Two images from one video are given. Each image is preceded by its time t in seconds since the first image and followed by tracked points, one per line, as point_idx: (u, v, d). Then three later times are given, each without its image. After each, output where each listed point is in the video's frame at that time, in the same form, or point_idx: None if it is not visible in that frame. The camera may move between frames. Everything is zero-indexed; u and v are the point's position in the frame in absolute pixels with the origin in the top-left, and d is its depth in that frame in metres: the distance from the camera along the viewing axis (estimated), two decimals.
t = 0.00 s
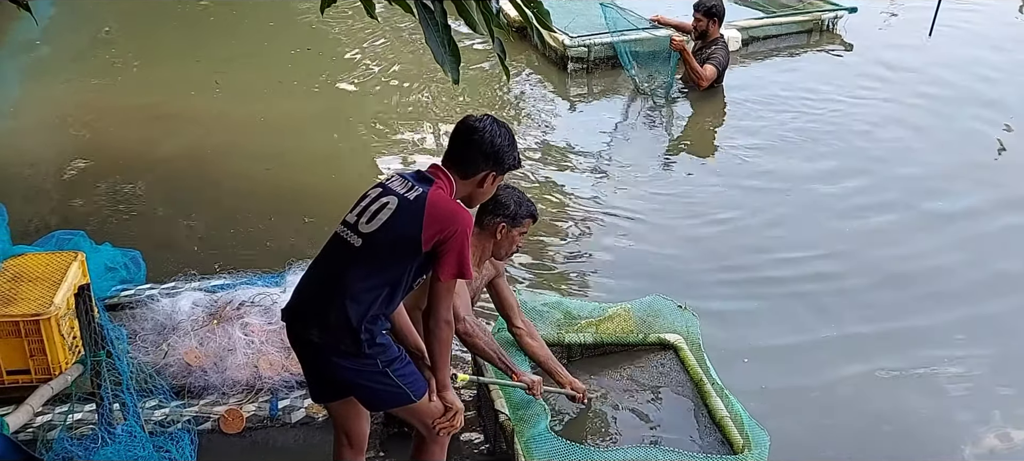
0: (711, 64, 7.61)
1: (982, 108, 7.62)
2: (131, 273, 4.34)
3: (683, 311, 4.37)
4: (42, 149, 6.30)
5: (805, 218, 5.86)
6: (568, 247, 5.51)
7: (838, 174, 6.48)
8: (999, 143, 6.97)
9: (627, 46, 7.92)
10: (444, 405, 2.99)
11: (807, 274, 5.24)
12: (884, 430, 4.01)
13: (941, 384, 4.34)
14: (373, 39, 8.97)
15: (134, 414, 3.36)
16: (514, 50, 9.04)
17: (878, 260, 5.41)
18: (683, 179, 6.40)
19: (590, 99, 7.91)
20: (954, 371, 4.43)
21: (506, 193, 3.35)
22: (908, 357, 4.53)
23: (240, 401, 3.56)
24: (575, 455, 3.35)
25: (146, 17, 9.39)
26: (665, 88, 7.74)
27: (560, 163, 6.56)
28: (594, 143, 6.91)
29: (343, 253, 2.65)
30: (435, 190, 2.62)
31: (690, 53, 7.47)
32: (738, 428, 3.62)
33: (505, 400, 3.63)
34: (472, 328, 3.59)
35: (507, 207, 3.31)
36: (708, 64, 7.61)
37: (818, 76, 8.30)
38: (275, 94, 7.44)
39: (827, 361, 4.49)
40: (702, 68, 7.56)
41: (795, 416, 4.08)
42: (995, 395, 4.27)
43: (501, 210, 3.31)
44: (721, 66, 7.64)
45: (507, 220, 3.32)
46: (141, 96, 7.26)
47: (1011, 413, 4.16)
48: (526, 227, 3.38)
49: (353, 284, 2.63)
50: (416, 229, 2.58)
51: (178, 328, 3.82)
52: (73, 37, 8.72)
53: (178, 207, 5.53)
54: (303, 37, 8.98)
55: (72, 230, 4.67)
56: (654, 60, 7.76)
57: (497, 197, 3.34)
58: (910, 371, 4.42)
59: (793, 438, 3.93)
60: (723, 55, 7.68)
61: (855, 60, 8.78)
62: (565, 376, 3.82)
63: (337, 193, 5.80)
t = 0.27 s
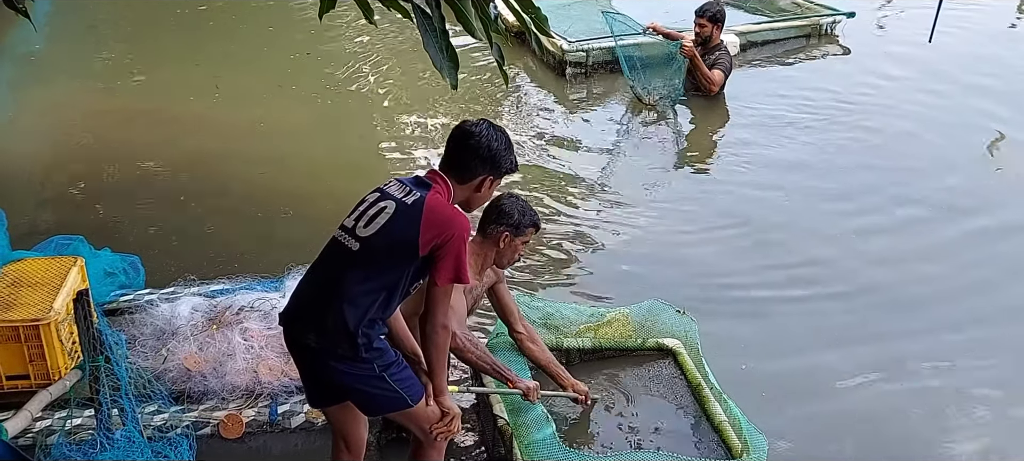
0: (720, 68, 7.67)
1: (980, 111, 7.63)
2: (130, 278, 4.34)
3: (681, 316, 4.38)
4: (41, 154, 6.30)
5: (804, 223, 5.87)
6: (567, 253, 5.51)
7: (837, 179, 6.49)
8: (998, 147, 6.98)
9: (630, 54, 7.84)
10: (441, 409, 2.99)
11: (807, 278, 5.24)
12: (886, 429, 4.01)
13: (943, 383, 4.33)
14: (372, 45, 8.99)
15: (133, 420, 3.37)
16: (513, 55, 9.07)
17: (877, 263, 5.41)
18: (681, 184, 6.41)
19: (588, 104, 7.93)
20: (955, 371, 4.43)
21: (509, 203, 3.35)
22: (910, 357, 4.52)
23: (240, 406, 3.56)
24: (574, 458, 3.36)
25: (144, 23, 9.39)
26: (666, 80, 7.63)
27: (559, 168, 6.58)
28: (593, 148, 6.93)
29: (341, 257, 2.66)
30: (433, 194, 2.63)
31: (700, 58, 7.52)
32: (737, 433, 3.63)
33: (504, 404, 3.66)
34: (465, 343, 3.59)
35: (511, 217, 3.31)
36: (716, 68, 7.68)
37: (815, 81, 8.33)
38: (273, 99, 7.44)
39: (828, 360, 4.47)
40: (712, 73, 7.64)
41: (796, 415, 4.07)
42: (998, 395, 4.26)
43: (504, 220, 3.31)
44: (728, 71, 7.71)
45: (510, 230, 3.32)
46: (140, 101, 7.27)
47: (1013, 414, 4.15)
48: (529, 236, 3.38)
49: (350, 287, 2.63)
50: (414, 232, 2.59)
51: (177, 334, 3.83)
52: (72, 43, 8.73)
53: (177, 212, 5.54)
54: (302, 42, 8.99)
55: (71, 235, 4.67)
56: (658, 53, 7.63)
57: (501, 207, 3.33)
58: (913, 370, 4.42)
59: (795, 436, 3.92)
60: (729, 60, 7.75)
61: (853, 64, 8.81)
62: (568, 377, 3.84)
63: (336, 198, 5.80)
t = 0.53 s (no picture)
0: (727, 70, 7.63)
1: (981, 112, 7.64)
2: (131, 278, 4.35)
3: (681, 318, 4.38)
4: (42, 155, 6.31)
5: (805, 224, 5.86)
6: (567, 254, 5.51)
7: (837, 180, 6.49)
8: (999, 147, 6.97)
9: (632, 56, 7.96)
10: (440, 409, 3.00)
11: (807, 279, 5.24)
12: (883, 438, 4.02)
13: (939, 392, 4.35)
14: (372, 45, 8.99)
15: (133, 421, 3.37)
16: (513, 56, 9.07)
17: (877, 265, 5.41)
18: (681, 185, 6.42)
19: (589, 105, 7.94)
20: (952, 379, 4.44)
21: (511, 202, 3.36)
22: (907, 364, 4.54)
23: (241, 406, 3.56)
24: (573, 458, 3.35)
25: (145, 23, 9.39)
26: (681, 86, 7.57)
27: (559, 169, 6.58)
28: (593, 149, 6.93)
29: (338, 258, 2.65)
30: (428, 193, 2.63)
31: (707, 61, 7.45)
32: (737, 434, 3.62)
33: (503, 404, 3.64)
34: (458, 336, 3.57)
35: (514, 216, 3.33)
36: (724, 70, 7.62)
37: (815, 81, 8.34)
38: (274, 100, 7.44)
39: (825, 367, 4.49)
40: (719, 74, 7.57)
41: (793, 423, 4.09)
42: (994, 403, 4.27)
43: (507, 220, 3.33)
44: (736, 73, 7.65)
45: (512, 230, 3.34)
46: (141, 102, 7.27)
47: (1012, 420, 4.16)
48: (531, 237, 3.40)
49: (348, 288, 2.63)
50: (410, 232, 2.59)
51: (178, 334, 3.83)
52: (72, 42, 8.74)
53: (178, 212, 5.55)
54: (302, 43, 8.99)
55: (72, 237, 4.68)
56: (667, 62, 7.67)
57: (502, 207, 3.35)
58: (909, 378, 4.44)
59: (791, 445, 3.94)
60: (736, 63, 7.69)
61: (854, 65, 8.81)
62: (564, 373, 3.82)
63: (336, 199, 5.80)
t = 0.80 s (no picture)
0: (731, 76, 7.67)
1: (979, 116, 7.64)
2: (130, 283, 4.35)
3: (680, 322, 4.38)
4: (41, 159, 6.31)
5: (804, 229, 5.87)
6: (566, 259, 5.51)
7: (836, 185, 6.49)
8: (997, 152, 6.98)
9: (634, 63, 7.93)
10: (436, 416, 2.99)
11: (805, 283, 5.24)
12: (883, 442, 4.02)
13: (938, 397, 4.35)
14: (372, 50, 9.00)
15: (132, 426, 3.36)
16: (513, 62, 9.08)
17: (875, 269, 5.41)
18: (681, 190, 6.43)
19: (588, 110, 7.95)
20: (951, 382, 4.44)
21: (515, 210, 3.38)
22: (906, 369, 4.54)
23: (240, 411, 3.56)
24: None
25: (145, 27, 9.40)
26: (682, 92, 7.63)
27: (559, 174, 6.59)
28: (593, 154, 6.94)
29: (333, 264, 2.66)
30: (423, 199, 2.63)
31: (712, 68, 7.49)
32: (735, 439, 3.62)
33: (502, 410, 3.64)
34: (450, 344, 3.55)
35: (519, 223, 3.34)
36: (728, 76, 7.66)
37: (814, 87, 8.35)
38: (273, 105, 7.45)
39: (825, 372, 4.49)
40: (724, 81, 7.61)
41: (790, 426, 4.10)
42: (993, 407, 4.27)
43: (512, 227, 3.35)
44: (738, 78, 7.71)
45: (518, 237, 3.37)
46: (141, 106, 7.27)
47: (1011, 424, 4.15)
48: (535, 244, 3.43)
49: (343, 295, 2.64)
50: (404, 239, 2.59)
51: (177, 339, 3.82)
52: (72, 46, 8.74)
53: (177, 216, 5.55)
54: (302, 48, 9.00)
55: (71, 241, 4.67)
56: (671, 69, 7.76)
57: (508, 214, 3.36)
58: (908, 383, 4.43)
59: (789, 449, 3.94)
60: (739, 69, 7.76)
61: (852, 71, 8.83)
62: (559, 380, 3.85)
63: (335, 204, 5.80)
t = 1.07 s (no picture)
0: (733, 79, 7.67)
1: (983, 116, 7.62)
2: (133, 284, 4.34)
3: (682, 324, 4.38)
4: (43, 161, 6.31)
5: (806, 230, 5.85)
6: (568, 261, 5.50)
7: (839, 185, 6.47)
8: (1001, 150, 6.95)
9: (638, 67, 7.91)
10: (436, 418, 2.99)
11: (808, 283, 5.22)
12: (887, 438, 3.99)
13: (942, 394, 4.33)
14: (374, 53, 9.00)
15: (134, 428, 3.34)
16: (514, 64, 9.08)
17: (879, 268, 5.39)
18: (683, 191, 6.42)
19: (590, 112, 7.95)
20: (956, 379, 4.41)
21: (519, 212, 3.37)
22: (909, 366, 4.52)
23: (245, 412, 3.55)
24: None
25: (148, 30, 9.41)
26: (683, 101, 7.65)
27: (561, 175, 6.59)
28: (595, 156, 6.94)
29: (332, 266, 2.66)
30: (423, 202, 2.63)
31: (717, 72, 7.47)
32: (739, 441, 3.62)
33: (505, 412, 3.63)
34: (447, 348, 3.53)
35: (523, 225, 3.33)
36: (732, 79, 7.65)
37: (816, 88, 8.34)
38: (276, 107, 7.45)
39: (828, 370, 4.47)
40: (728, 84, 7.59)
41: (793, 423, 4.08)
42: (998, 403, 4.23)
43: (517, 228, 3.33)
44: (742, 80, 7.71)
45: (522, 239, 3.34)
46: (143, 108, 7.28)
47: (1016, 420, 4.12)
48: (540, 247, 3.39)
49: (342, 297, 2.63)
50: (403, 242, 2.58)
51: (181, 340, 3.82)
52: (75, 49, 8.76)
53: (180, 218, 5.55)
54: (304, 50, 9.00)
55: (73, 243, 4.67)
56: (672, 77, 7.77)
57: (512, 217, 3.34)
58: (912, 381, 4.41)
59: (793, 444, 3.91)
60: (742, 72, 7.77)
61: (854, 72, 8.82)
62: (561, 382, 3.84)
63: (336, 205, 5.79)
